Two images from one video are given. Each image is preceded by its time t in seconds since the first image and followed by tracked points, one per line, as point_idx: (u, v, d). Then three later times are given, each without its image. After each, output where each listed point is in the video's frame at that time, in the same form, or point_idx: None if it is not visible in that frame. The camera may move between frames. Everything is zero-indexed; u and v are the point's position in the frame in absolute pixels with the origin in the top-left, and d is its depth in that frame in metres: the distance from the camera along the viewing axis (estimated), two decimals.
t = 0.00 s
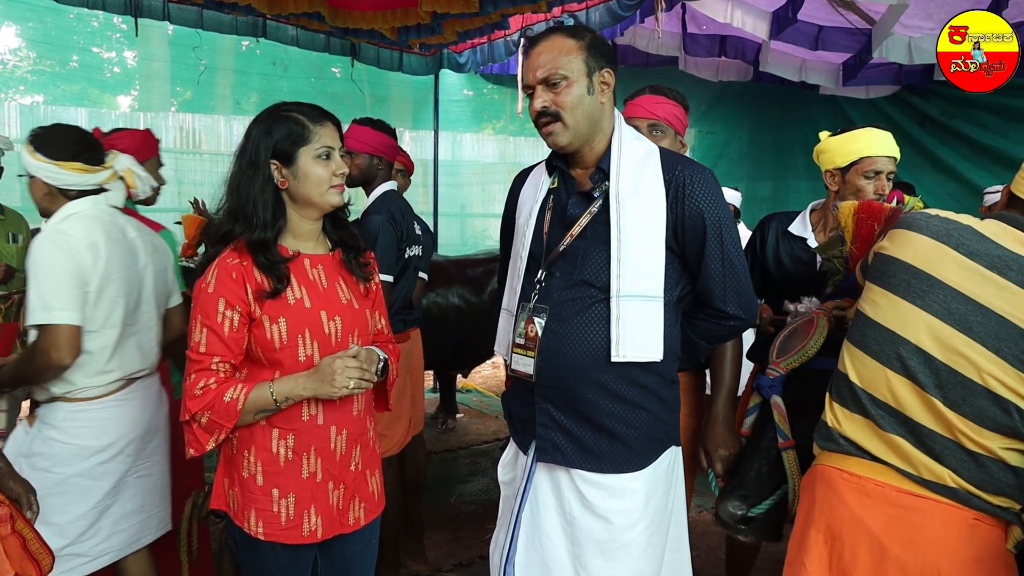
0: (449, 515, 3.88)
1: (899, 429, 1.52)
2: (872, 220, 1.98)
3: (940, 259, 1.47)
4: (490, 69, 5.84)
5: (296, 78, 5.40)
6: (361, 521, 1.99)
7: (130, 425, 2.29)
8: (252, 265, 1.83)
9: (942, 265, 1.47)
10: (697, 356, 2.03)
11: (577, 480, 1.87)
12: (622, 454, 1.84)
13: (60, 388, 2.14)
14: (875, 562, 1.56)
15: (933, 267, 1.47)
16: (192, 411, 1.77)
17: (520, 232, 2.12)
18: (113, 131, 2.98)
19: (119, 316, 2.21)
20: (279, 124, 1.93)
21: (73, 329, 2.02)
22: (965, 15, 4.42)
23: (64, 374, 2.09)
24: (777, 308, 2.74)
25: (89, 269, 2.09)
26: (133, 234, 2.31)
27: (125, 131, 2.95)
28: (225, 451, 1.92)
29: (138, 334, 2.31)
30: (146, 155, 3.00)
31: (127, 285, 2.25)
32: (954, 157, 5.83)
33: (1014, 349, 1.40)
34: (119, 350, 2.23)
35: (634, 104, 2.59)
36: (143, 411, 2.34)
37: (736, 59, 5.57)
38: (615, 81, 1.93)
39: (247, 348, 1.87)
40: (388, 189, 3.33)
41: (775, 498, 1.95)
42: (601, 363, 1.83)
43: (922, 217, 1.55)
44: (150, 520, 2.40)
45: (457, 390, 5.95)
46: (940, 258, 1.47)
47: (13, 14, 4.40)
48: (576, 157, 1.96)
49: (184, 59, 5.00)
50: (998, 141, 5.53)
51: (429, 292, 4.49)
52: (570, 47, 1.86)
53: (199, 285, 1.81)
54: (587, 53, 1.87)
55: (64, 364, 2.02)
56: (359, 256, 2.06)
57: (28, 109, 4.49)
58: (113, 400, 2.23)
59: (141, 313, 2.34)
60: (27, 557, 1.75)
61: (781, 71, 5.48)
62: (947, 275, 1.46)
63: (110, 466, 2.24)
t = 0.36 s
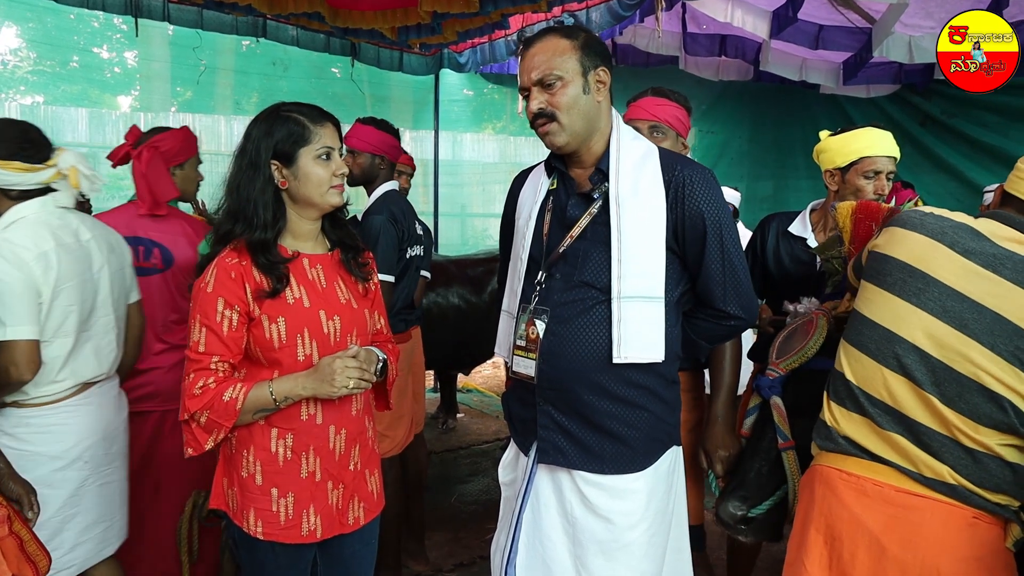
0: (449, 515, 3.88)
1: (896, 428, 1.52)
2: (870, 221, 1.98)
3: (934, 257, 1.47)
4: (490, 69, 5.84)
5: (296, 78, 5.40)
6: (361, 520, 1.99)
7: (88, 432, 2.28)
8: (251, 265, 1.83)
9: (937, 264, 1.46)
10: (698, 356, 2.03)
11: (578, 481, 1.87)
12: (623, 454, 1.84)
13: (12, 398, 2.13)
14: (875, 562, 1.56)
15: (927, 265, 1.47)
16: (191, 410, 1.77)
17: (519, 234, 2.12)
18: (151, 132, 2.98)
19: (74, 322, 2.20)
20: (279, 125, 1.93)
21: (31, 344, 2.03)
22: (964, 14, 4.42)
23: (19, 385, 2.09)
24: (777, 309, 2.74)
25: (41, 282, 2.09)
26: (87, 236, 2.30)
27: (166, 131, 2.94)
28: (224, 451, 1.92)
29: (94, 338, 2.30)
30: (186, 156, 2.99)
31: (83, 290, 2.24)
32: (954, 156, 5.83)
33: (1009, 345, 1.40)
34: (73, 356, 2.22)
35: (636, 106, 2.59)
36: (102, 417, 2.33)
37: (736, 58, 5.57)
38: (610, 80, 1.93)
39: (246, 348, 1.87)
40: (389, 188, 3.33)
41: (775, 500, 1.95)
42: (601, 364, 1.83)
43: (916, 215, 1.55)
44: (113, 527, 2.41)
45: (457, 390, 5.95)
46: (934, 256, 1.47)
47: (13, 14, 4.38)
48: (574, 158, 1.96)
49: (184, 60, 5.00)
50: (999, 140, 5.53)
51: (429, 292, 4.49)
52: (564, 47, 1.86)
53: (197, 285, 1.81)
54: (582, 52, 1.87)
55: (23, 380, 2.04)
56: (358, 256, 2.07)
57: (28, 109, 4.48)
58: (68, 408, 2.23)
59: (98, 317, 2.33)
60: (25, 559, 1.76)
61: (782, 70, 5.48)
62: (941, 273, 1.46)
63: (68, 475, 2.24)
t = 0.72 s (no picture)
0: (450, 515, 3.88)
1: (892, 427, 1.53)
2: (868, 222, 1.98)
3: (930, 257, 1.47)
4: (490, 70, 5.84)
5: (297, 78, 5.40)
6: (361, 520, 1.99)
7: (71, 434, 2.34)
8: (252, 265, 1.83)
9: (933, 264, 1.46)
10: (698, 357, 2.04)
11: (578, 481, 1.87)
12: (622, 455, 1.84)
13: None
14: (869, 556, 1.57)
15: (923, 265, 1.48)
16: (192, 411, 1.78)
17: (519, 235, 2.12)
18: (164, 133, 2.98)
19: (53, 323, 2.24)
20: (279, 126, 1.93)
21: (14, 344, 2.05)
22: (964, 14, 4.42)
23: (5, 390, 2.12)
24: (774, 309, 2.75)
25: (16, 281, 2.09)
26: (60, 235, 2.33)
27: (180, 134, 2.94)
28: (224, 451, 1.92)
29: (74, 339, 2.35)
30: (196, 158, 3.01)
31: (60, 292, 2.27)
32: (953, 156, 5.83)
33: (1002, 346, 1.39)
34: (54, 358, 2.26)
35: (642, 108, 2.59)
36: (83, 418, 2.39)
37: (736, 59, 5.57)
38: (612, 79, 1.93)
39: (246, 349, 1.87)
40: (390, 189, 3.34)
41: (774, 499, 1.94)
42: (600, 365, 1.83)
43: (915, 213, 1.55)
44: (93, 527, 2.50)
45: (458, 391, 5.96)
46: (931, 257, 1.47)
47: (14, 14, 4.40)
48: (572, 156, 1.96)
49: (184, 60, 5.01)
50: (999, 140, 5.52)
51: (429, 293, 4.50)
52: (567, 46, 1.86)
53: (198, 286, 1.82)
54: (584, 52, 1.87)
55: (8, 380, 2.06)
56: (359, 256, 2.07)
57: (29, 110, 4.50)
58: (50, 411, 2.28)
59: (75, 317, 2.37)
60: (29, 556, 1.76)
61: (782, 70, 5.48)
62: (937, 273, 1.46)
63: (52, 477, 2.29)
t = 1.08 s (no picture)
0: (450, 515, 3.89)
1: (895, 425, 1.53)
2: (866, 221, 1.99)
3: (934, 256, 1.48)
4: (490, 70, 5.84)
5: (296, 79, 5.40)
6: (361, 520, 1.99)
7: (65, 431, 2.41)
8: (251, 265, 1.83)
9: (938, 263, 1.47)
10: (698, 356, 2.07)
11: (579, 481, 1.87)
12: (623, 455, 1.84)
13: None
14: (874, 553, 1.56)
15: (928, 263, 1.48)
16: (192, 411, 1.78)
17: (518, 236, 2.12)
18: (138, 130, 2.98)
19: (49, 320, 2.32)
20: (276, 126, 1.94)
21: (19, 336, 2.12)
22: (965, 14, 4.42)
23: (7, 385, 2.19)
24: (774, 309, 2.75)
25: (18, 274, 2.18)
26: (53, 235, 2.39)
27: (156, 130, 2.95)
28: (224, 452, 1.92)
29: (68, 336, 2.43)
30: (175, 154, 3.02)
31: (55, 289, 2.35)
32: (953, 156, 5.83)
33: (1007, 346, 1.40)
34: (49, 355, 2.33)
35: (653, 100, 2.54)
36: (77, 414, 2.47)
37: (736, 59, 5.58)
38: (615, 87, 2.02)
39: (246, 349, 1.87)
40: (389, 189, 3.34)
41: (775, 497, 1.94)
42: (602, 364, 1.83)
43: (920, 215, 1.54)
44: (85, 525, 2.56)
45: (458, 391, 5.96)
46: (936, 257, 1.47)
47: (13, 15, 4.40)
48: (575, 157, 1.96)
49: (184, 61, 5.00)
50: (999, 141, 5.53)
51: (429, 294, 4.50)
52: (588, 45, 1.92)
53: (197, 286, 1.82)
54: (600, 55, 1.95)
55: (16, 372, 2.14)
56: (360, 256, 2.06)
57: (28, 110, 4.51)
58: (44, 407, 2.35)
59: (68, 314, 2.45)
60: (34, 552, 1.76)
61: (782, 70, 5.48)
62: (942, 272, 1.46)
63: (47, 472, 2.36)
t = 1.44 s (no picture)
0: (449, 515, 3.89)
1: (903, 424, 1.53)
2: (866, 222, 2.01)
3: (947, 256, 1.48)
4: (488, 70, 5.85)
5: (296, 79, 5.39)
6: (360, 522, 1.99)
7: (66, 423, 2.47)
8: (251, 265, 1.83)
9: (950, 263, 1.47)
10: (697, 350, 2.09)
11: (582, 481, 1.87)
12: (626, 454, 1.84)
13: None
14: (882, 552, 1.56)
15: (941, 263, 1.48)
16: (190, 411, 1.77)
17: (516, 236, 2.13)
18: (122, 129, 2.98)
19: (48, 313, 2.39)
20: (265, 124, 1.96)
21: (19, 324, 2.16)
22: (964, 14, 4.43)
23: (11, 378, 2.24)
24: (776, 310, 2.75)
25: (14, 263, 2.22)
26: (47, 234, 2.46)
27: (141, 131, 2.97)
28: (223, 453, 1.92)
29: (65, 331, 2.50)
30: (161, 153, 3.04)
31: (51, 283, 2.42)
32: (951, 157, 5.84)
33: (1019, 348, 1.40)
34: (51, 349, 2.39)
35: (663, 98, 2.55)
36: (75, 408, 2.53)
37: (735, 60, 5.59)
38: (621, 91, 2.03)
39: (246, 350, 1.87)
40: (387, 189, 3.35)
41: (776, 497, 1.93)
42: (605, 364, 1.83)
43: (934, 212, 1.54)
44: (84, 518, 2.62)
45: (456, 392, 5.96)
46: (949, 257, 1.48)
47: (13, 15, 4.40)
48: (578, 157, 1.96)
49: (184, 61, 5.00)
50: (997, 142, 5.54)
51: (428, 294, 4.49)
52: (600, 45, 1.94)
53: (197, 286, 1.82)
54: (610, 56, 1.97)
55: (19, 358, 2.17)
56: (361, 268, 2.05)
57: (28, 110, 4.50)
58: (46, 400, 2.40)
59: (65, 310, 2.52)
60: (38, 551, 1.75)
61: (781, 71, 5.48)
62: (954, 272, 1.47)
63: (51, 464, 2.41)
